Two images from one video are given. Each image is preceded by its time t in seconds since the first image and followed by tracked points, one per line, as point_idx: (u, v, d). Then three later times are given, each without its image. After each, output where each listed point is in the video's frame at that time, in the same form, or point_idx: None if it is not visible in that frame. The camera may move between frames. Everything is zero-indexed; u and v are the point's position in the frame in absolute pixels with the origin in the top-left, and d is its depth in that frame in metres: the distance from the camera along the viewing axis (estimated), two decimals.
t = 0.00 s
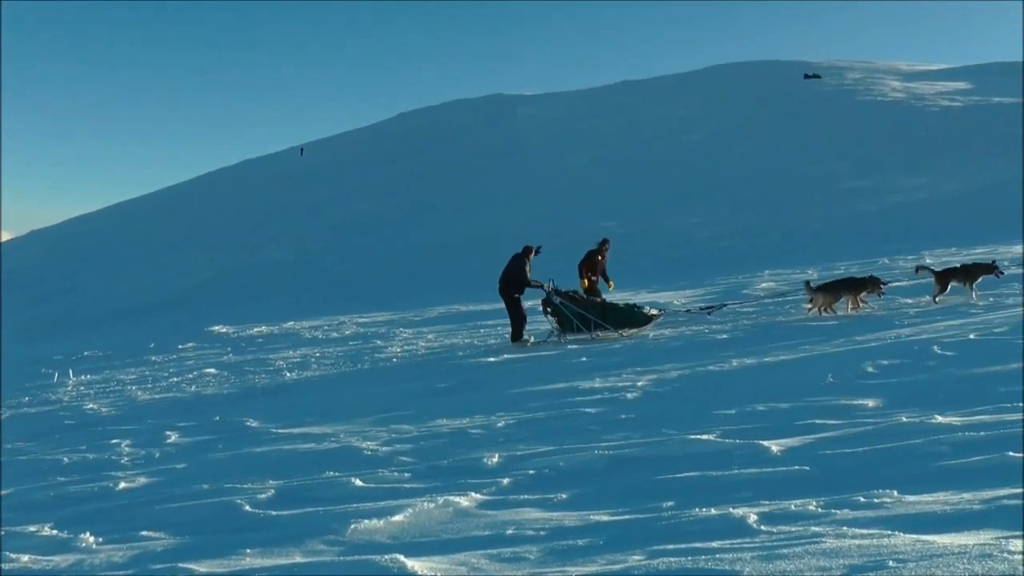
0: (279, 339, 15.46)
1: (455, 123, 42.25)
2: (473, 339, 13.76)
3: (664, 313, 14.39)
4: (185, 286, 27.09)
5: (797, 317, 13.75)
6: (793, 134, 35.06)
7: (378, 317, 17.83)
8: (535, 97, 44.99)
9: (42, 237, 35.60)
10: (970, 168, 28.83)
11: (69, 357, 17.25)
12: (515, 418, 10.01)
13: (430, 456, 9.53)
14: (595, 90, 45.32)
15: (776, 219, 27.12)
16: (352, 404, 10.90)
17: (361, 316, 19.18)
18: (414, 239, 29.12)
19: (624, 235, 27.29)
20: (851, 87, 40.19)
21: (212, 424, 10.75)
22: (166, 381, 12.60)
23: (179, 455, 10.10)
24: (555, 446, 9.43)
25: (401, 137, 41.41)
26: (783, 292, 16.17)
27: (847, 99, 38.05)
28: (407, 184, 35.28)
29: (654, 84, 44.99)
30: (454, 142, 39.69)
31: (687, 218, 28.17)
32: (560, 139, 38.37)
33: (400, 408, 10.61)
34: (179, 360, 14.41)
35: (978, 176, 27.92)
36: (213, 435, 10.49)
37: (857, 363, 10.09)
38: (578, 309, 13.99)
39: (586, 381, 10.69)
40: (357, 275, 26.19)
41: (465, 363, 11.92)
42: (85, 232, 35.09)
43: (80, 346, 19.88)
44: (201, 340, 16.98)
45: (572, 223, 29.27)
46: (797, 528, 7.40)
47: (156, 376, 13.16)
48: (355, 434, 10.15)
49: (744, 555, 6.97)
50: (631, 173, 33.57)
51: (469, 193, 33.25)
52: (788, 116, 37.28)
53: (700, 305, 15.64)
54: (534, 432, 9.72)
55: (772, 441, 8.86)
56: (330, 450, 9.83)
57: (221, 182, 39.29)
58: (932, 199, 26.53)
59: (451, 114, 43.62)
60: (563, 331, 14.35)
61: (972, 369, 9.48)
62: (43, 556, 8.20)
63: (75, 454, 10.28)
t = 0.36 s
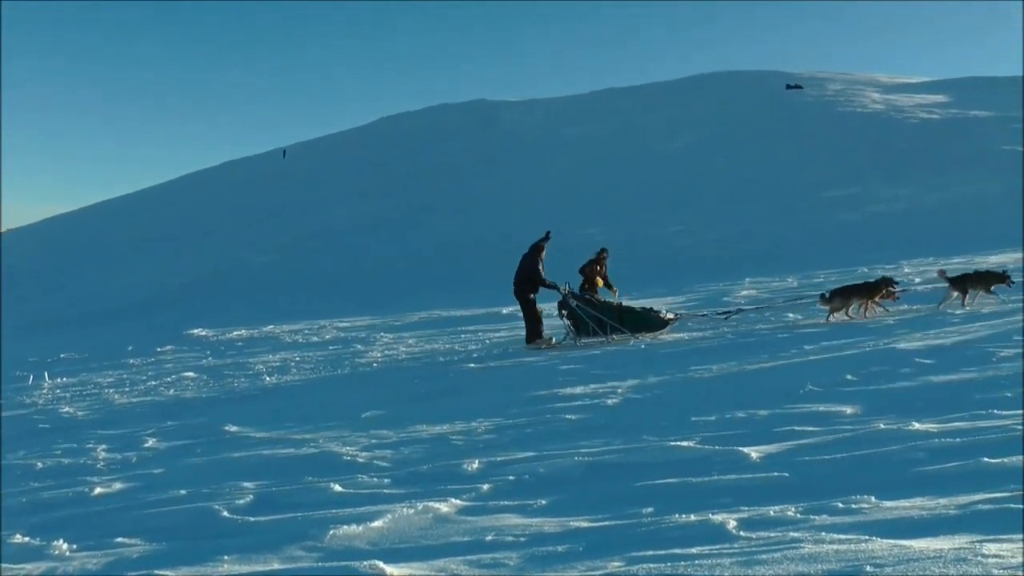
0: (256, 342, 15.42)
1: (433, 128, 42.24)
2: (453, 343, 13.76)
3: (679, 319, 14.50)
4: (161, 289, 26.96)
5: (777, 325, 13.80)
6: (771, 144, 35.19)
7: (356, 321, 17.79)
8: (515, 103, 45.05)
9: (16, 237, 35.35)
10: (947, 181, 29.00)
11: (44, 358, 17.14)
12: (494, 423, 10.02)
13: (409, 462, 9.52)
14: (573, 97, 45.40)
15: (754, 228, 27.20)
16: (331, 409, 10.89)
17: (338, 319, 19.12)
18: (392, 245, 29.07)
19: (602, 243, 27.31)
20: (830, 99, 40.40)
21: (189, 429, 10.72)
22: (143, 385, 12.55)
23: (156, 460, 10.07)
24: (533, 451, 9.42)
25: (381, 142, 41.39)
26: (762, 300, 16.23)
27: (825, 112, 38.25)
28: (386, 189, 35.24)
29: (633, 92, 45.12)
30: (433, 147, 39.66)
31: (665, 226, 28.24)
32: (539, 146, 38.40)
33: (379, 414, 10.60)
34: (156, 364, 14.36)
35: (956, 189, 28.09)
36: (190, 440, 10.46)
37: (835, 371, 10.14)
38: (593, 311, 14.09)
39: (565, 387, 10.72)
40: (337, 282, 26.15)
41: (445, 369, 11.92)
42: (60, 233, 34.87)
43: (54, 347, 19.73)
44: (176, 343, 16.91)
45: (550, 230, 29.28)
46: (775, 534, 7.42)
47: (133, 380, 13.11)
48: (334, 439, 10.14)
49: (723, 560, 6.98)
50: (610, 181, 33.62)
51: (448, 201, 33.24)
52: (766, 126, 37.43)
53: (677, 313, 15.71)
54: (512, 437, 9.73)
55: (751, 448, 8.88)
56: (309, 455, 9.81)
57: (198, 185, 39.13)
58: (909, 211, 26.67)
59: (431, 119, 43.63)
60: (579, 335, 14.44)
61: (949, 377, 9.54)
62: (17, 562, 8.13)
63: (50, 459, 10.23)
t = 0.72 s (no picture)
0: (193, 369, 15.25)
1: (377, 154, 42.18)
2: (393, 369, 13.70)
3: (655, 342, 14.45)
4: (101, 313, 26.61)
5: (717, 351, 13.85)
6: (715, 172, 35.44)
7: (294, 346, 17.66)
8: (460, 127, 45.15)
9: None
10: (887, 211, 29.32)
11: None
12: (434, 450, 9.97)
13: (348, 489, 9.39)
14: (517, 123, 45.55)
15: (698, 255, 27.32)
16: (270, 437, 10.80)
17: (276, 346, 18.98)
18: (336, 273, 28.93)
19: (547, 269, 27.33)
20: (772, 129, 40.82)
21: (125, 459, 10.56)
22: (77, 413, 12.37)
23: (90, 489, 9.93)
24: (473, 478, 9.31)
25: (325, 167, 41.30)
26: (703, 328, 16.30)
27: (767, 141, 38.62)
28: (331, 215, 35.11)
29: (577, 119, 45.34)
30: (377, 173, 39.60)
31: (609, 253, 28.30)
32: (484, 172, 38.45)
33: (319, 441, 10.53)
34: (92, 391, 14.16)
35: (897, 219, 28.39)
36: (126, 468, 10.33)
37: (772, 397, 10.19)
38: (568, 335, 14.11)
39: (504, 414, 10.71)
40: (281, 307, 25.95)
41: (386, 395, 11.84)
42: None
43: None
44: (111, 369, 16.69)
45: (495, 255, 29.26)
46: (715, 558, 7.35)
47: (69, 407, 12.93)
48: (272, 467, 10.04)
49: None
50: (554, 206, 33.70)
51: (394, 225, 33.17)
52: (710, 153, 37.71)
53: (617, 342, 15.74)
54: (452, 463, 9.68)
55: (692, 474, 8.82)
56: (246, 483, 9.68)
57: (140, 209, 38.77)
58: (850, 239, 26.91)
59: (376, 145, 43.61)
60: (555, 357, 14.47)
61: (888, 403, 9.58)
62: None
63: None
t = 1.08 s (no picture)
0: (141, 379, 15.15)
1: (328, 163, 42.11)
2: (343, 379, 13.66)
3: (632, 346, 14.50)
4: (48, 322, 26.34)
5: (665, 363, 13.91)
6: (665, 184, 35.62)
7: (244, 356, 17.59)
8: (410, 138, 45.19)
9: None
10: (836, 224, 29.54)
11: None
12: (383, 461, 9.94)
13: (295, 500, 9.33)
14: (469, 134, 45.63)
15: (648, 265, 27.41)
16: (218, 448, 10.73)
17: (225, 355, 18.89)
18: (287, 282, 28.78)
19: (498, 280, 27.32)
20: (721, 142, 41.12)
21: (70, 471, 10.43)
22: (22, 424, 12.23)
23: (34, 501, 9.80)
24: (421, 489, 9.27)
25: (275, 176, 41.17)
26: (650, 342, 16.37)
27: (716, 153, 38.89)
28: (281, 224, 34.97)
29: (527, 129, 45.47)
30: (328, 182, 39.51)
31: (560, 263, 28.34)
32: (435, 182, 38.46)
33: (267, 453, 10.47)
34: (37, 401, 14.02)
35: (846, 233, 28.61)
36: (71, 479, 10.21)
37: (721, 409, 10.23)
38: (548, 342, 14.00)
39: (454, 424, 10.71)
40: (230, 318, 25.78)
41: (333, 406, 11.83)
42: None
43: None
44: (57, 380, 16.54)
45: (446, 265, 29.23)
46: (661, 569, 7.07)
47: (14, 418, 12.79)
48: (219, 478, 9.96)
49: None
50: (505, 216, 33.74)
51: (345, 235, 33.08)
52: (660, 165, 37.90)
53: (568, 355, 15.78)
54: (401, 474, 9.64)
55: (639, 484, 8.78)
56: (193, 495, 9.58)
57: (87, 216, 38.46)
58: (799, 252, 27.08)
59: (328, 154, 43.54)
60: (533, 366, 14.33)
61: (832, 414, 9.68)
62: None
63: None
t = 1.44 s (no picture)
0: (103, 386, 15.05)
1: (293, 170, 41.97)
2: (308, 385, 13.63)
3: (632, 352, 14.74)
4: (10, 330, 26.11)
5: (630, 369, 13.95)
6: (631, 190, 35.72)
7: (207, 363, 17.50)
8: (375, 143, 45.14)
9: None
10: (800, 231, 29.68)
11: None
12: (348, 467, 9.93)
13: (259, 507, 9.28)
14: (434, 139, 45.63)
15: (614, 272, 27.47)
16: (183, 456, 10.67)
17: (188, 362, 18.78)
18: (252, 289, 28.66)
19: (464, 286, 27.29)
20: (686, 149, 41.27)
21: (33, 480, 10.34)
22: None
23: None
24: (388, 495, 9.25)
25: (239, 183, 41.02)
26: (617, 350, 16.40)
27: (681, 160, 39.04)
28: (247, 231, 34.83)
29: (493, 136, 45.50)
30: (292, 189, 39.38)
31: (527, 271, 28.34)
32: (401, 188, 38.41)
33: (231, 460, 10.43)
34: None
35: (810, 239, 28.76)
36: (33, 489, 10.12)
37: (687, 414, 10.26)
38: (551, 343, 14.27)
39: (419, 429, 10.72)
40: (195, 325, 25.62)
41: (299, 413, 11.80)
42: None
43: None
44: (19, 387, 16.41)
45: (412, 271, 29.18)
46: (628, 574, 7.04)
47: None
48: (182, 487, 9.88)
49: None
50: (471, 223, 33.74)
51: (310, 242, 32.97)
52: (626, 172, 38.00)
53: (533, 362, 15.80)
54: (366, 480, 9.62)
55: (606, 490, 8.78)
56: (157, 503, 9.52)
57: (50, 221, 38.18)
58: (764, 259, 27.19)
59: (294, 160, 43.45)
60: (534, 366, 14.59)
61: (796, 419, 9.73)
62: None
63: None
